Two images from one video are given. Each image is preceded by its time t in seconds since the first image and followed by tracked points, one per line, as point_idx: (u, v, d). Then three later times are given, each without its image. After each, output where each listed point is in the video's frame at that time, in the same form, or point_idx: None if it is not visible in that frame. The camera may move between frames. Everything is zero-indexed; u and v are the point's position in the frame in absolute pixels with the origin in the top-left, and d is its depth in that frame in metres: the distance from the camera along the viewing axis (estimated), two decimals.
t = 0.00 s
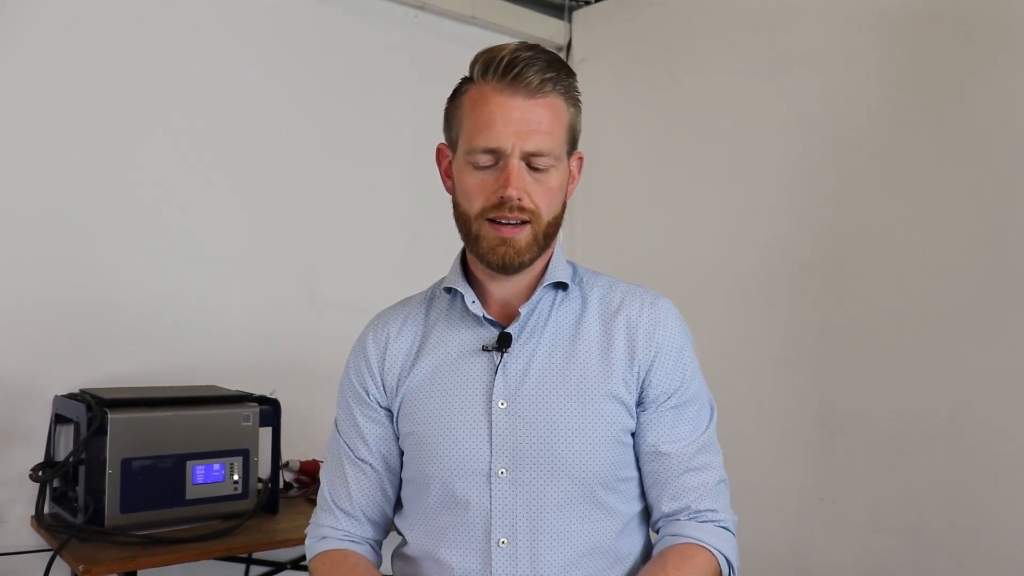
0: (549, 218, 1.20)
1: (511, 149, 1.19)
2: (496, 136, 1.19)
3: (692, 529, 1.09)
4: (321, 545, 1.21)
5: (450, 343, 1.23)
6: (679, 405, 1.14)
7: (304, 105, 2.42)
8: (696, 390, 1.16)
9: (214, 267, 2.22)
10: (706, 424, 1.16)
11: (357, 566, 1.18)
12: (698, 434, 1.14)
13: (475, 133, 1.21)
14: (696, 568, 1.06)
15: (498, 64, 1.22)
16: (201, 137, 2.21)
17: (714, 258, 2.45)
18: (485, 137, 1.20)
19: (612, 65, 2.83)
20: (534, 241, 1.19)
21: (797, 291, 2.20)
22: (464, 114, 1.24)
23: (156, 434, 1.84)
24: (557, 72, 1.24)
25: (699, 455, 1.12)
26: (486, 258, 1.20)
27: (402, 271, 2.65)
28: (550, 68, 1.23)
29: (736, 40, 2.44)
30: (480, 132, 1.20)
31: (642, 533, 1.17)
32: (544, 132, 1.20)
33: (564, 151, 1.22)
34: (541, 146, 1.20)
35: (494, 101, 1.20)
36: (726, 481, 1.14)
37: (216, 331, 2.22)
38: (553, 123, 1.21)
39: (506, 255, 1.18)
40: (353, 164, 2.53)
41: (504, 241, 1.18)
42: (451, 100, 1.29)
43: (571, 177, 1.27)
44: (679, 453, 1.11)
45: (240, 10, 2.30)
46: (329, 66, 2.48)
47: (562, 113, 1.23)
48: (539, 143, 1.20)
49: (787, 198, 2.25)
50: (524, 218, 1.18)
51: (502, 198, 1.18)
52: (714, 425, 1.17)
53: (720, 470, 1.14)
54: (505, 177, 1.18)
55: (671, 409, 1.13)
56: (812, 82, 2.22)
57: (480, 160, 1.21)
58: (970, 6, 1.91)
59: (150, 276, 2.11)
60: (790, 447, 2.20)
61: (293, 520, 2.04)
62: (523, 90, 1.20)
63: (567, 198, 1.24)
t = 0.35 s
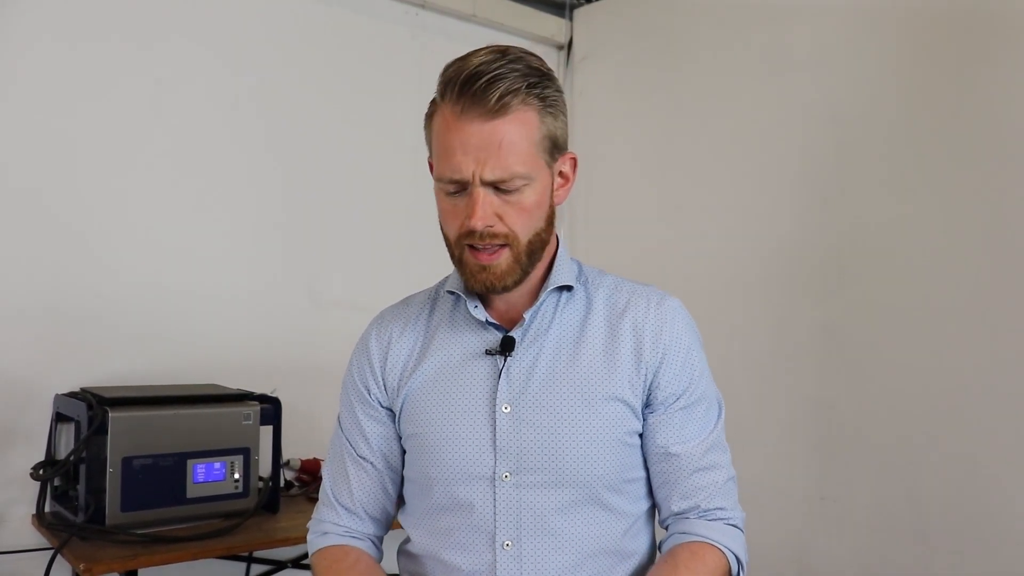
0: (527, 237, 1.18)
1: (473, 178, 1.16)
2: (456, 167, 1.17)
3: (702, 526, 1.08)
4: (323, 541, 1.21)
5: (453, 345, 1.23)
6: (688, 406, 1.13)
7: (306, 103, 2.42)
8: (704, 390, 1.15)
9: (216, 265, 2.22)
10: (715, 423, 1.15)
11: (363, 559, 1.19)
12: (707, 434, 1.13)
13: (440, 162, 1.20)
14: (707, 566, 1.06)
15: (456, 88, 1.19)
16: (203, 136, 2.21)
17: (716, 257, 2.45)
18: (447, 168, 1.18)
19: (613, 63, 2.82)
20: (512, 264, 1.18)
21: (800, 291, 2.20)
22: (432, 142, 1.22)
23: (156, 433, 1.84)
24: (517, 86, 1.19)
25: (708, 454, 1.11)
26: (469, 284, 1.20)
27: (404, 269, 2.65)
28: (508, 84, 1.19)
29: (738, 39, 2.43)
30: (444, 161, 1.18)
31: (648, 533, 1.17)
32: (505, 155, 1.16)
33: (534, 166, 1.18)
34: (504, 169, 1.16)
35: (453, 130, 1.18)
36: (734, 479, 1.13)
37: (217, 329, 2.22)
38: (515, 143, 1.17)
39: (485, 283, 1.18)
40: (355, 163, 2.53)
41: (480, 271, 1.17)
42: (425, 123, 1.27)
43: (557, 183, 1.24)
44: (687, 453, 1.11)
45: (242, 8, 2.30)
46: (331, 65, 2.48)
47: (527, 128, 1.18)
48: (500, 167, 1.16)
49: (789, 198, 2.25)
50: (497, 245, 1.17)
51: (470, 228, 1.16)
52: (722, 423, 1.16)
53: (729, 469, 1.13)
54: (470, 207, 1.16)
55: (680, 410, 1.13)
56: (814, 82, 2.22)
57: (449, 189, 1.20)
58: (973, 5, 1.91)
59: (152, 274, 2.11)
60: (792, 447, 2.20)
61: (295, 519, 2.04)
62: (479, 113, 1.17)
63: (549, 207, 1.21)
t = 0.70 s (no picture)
0: (513, 244, 1.17)
1: (453, 188, 1.16)
2: (437, 178, 1.17)
3: (709, 520, 1.07)
4: (314, 528, 1.21)
5: (452, 346, 1.23)
6: (688, 406, 1.12)
7: (305, 102, 2.41)
8: (705, 390, 1.14)
9: (215, 263, 2.21)
10: (716, 423, 1.14)
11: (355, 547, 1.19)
12: (709, 433, 1.12)
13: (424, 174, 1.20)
14: (721, 558, 1.04)
15: (435, 100, 1.19)
16: (202, 134, 2.20)
17: (715, 256, 2.44)
18: (430, 179, 1.18)
19: (613, 62, 2.82)
20: (499, 272, 1.17)
21: (799, 290, 2.19)
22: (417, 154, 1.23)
23: (153, 432, 1.83)
24: (495, 95, 1.18)
25: (710, 453, 1.10)
26: (460, 293, 1.20)
27: (403, 268, 2.64)
28: (485, 94, 1.18)
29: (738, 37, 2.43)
30: (427, 174, 1.19)
31: (649, 532, 1.16)
32: (485, 164, 1.15)
33: (517, 173, 1.17)
34: (484, 177, 1.15)
35: (433, 141, 1.18)
36: (739, 476, 1.12)
37: (216, 328, 2.22)
38: (495, 151, 1.16)
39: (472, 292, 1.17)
40: (354, 161, 2.52)
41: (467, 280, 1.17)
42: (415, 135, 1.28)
43: (547, 188, 1.23)
44: (690, 452, 1.09)
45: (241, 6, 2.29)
46: (330, 63, 2.48)
47: (507, 136, 1.17)
48: (480, 176, 1.15)
49: (789, 197, 2.24)
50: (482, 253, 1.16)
51: (453, 239, 1.16)
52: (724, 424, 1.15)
53: (732, 467, 1.12)
54: (453, 217, 1.16)
55: (681, 411, 1.11)
56: (814, 81, 2.21)
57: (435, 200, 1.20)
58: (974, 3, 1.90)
59: (151, 272, 2.11)
60: (791, 446, 2.20)
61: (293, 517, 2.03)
62: (457, 124, 1.17)
63: (537, 213, 1.20)
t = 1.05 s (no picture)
0: (506, 234, 1.17)
1: (445, 179, 1.16)
2: (430, 169, 1.17)
3: (704, 514, 1.04)
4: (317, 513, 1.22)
5: (450, 336, 1.24)
6: (684, 397, 1.10)
7: (304, 98, 2.42)
8: (702, 381, 1.12)
9: (213, 261, 2.21)
10: (714, 415, 1.11)
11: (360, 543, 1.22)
12: (706, 425, 1.10)
13: (418, 166, 1.20)
14: (711, 554, 1.01)
15: (428, 94, 1.20)
16: (202, 132, 2.21)
17: (715, 252, 2.44)
18: (424, 170, 1.18)
19: (613, 57, 2.81)
20: (493, 261, 1.16)
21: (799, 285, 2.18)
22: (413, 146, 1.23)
23: (153, 429, 1.83)
24: (485, 87, 1.18)
25: (705, 445, 1.07)
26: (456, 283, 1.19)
27: (403, 265, 2.64)
28: (475, 85, 1.18)
29: (737, 32, 2.42)
30: (421, 167, 1.19)
31: (646, 526, 1.14)
32: (477, 153, 1.15)
33: (511, 163, 1.17)
34: (476, 167, 1.15)
35: (426, 133, 1.18)
36: (737, 470, 1.09)
37: (215, 325, 2.22)
38: (488, 141, 1.16)
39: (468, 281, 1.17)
40: (353, 157, 2.52)
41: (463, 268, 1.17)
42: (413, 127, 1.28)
43: (541, 179, 1.22)
44: (684, 444, 1.07)
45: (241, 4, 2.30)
46: (329, 61, 2.48)
47: (501, 126, 1.17)
48: (472, 166, 1.15)
49: (788, 192, 2.23)
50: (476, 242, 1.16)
51: (446, 228, 1.16)
52: (722, 417, 1.12)
53: (730, 461, 1.09)
54: (445, 207, 1.16)
55: (675, 402, 1.10)
56: (813, 74, 2.20)
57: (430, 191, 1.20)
58: None
59: (150, 270, 2.11)
60: (792, 442, 2.19)
61: (292, 515, 2.03)
62: (448, 115, 1.17)
63: (531, 204, 1.19)
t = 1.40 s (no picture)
0: (514, 211, 1.17)
1: (457, 154, 1.16)
2: (440, 145, 1.17)
3: (699, 505, 1.03)
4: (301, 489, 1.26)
5: (443, 325, 1.24)
6: (677, 385, 1.09)
7: (304, 91, 2.41)
8: (695, 370, 1.11)
9: (210, 255, 2.21)
10: (708, 404, 1.11)
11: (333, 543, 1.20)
12: (700, 414, 1.09)
13: (424, 144, 1.20)
14: (708, 544, 1.00)
15: (430, 72, 1.20)
16: (200, 126, 2.20)
17: (714, 246, 2.43)
18: (432, 147, 1.18)
19: (613, 51, 2.80)
20: (504, 237, 1.16)
21: (798, 279, 2.18)
22: (415, 125, 1.22)
23: (150, 424, 1.82)
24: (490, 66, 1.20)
25: (699, 434, 1.07)
26: (462, 263, 1.19)
27: (401, 259, 2.64)
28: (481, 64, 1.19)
29: (736, 25, 2.41)
30: (427, 145, 1.19)
31: (641, 516, 1.13)
32: (488, 128, 1.16)
33: (518, 141, 1.18)
34: (488, 142, 1.16)
35: (434, 109, 1.18)
36: (732, 461, 1.08)
37: (213, 319, 2.21)
38: (498, 117, 1.17)
39: (479, 257, 1.16)
40: (351, 151, 2.51)
41: (474, 243, 1.16)
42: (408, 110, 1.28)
43: (540, 161, 1.24)
44: (678, 432, 1.06)
45: None
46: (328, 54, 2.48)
47: (508, 103, 1.18)
48: (484, 141, 1.16)
49: (787, 185, 2.22)
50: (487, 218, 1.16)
51: (458, 203, 1.15)
52: (717, 406, 1.12)
53: (725, 451, 1.08)
54: (458, 182, 1.16)
55: (669, 389, 1.09)
56: (812, 67, 2.19)
57: (436, 168, 1.20)
58: None
59: (147, 265, 2.10)
60: (790, 437, 2.18)
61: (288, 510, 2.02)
62: (456, 92, 1.17)
63: (534, 183, 1.21)
